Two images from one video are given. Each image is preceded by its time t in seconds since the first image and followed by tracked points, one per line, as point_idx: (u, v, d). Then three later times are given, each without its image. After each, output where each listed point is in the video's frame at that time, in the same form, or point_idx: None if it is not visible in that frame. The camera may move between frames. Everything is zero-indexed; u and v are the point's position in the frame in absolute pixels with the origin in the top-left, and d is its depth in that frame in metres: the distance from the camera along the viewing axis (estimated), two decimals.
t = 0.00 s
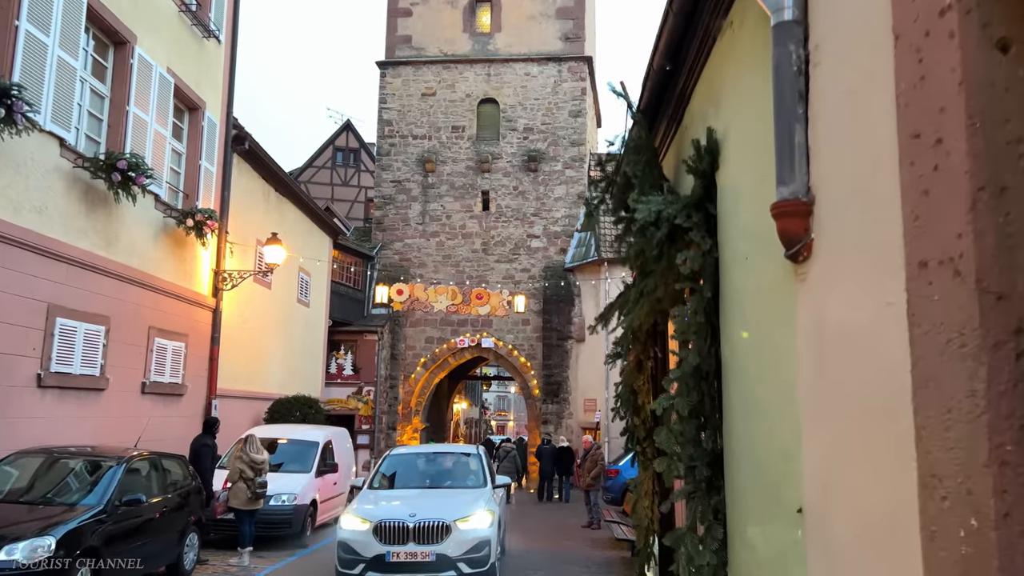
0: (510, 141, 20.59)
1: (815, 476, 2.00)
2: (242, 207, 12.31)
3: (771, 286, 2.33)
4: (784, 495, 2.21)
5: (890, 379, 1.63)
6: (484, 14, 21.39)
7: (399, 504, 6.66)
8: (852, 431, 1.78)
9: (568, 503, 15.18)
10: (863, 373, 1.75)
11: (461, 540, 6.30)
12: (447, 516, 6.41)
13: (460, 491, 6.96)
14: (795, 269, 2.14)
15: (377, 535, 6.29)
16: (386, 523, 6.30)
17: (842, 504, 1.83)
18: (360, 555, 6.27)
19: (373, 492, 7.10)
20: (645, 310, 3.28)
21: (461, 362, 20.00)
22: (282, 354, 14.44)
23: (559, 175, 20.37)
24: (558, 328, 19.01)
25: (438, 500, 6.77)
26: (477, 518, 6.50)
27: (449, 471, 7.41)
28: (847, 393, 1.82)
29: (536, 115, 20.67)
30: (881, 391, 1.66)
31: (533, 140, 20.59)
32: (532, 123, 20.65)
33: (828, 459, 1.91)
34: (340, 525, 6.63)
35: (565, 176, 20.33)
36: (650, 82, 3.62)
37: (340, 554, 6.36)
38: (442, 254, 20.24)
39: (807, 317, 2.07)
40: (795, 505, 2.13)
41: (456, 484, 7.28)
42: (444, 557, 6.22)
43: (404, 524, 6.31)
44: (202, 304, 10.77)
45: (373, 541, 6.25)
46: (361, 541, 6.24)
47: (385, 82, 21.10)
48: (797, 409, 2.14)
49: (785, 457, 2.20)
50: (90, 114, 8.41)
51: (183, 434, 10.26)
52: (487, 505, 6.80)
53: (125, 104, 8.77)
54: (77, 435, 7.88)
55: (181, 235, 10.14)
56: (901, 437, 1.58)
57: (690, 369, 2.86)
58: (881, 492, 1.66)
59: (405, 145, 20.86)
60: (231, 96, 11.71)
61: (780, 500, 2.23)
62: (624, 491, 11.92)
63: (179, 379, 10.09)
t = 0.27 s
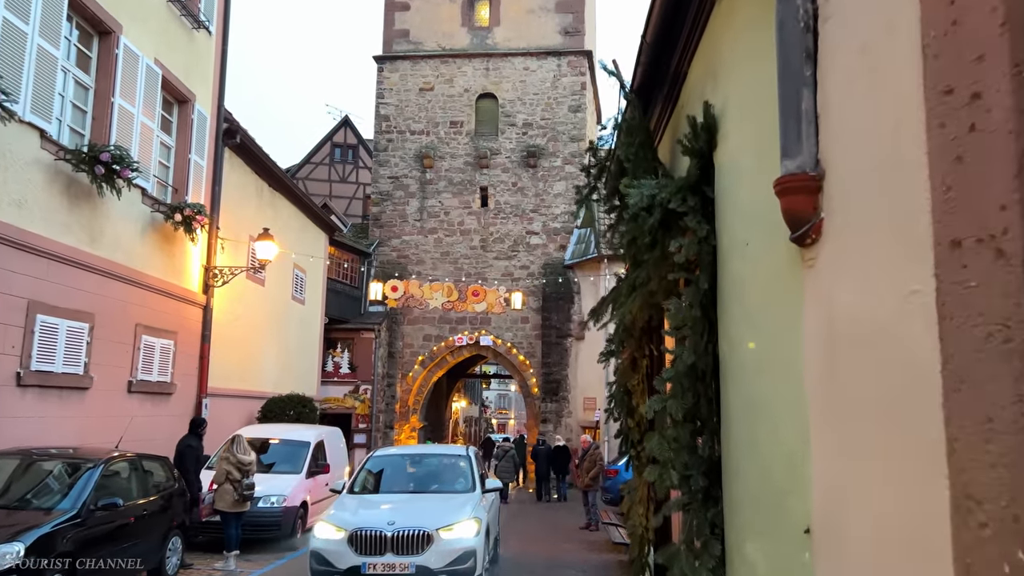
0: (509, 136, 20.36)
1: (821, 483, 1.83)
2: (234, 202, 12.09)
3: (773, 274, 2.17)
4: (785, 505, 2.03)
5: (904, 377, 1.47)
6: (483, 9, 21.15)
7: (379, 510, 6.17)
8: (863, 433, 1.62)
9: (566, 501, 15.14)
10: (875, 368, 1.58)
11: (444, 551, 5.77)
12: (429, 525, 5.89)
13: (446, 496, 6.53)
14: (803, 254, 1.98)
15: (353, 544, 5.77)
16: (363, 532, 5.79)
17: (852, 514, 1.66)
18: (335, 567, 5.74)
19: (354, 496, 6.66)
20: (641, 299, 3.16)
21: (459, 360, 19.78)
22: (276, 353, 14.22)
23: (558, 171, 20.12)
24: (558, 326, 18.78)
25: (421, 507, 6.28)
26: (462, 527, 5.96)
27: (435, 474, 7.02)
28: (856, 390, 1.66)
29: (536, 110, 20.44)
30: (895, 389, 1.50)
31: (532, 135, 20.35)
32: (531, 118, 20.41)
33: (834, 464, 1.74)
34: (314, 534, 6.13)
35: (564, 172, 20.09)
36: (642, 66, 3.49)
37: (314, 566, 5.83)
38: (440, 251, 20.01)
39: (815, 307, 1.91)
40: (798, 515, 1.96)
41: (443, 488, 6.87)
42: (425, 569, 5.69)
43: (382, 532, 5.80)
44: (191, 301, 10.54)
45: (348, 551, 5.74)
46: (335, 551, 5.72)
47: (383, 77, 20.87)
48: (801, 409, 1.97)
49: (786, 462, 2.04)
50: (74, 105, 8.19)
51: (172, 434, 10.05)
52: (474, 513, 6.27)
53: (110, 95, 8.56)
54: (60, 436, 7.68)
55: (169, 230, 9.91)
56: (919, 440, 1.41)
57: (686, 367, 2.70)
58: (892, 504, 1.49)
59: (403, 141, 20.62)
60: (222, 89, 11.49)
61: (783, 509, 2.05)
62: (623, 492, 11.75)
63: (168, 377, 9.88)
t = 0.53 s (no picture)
0: (509, 132, 20.14)
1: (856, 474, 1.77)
2: (230, 197, 11.90)
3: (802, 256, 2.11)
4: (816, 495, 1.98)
5: (954, 362, 1.37)
6: (483, 3, 20.92)
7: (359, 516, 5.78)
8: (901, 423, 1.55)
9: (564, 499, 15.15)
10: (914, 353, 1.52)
11: (428, 560, 5.42)
12: (412, 532, 5.54)
13: (435, 500, 6.12)
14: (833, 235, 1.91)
15: (330, 553, 5.42)
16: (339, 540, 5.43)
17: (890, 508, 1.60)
18: None
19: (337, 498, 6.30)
20: (644, 286, 3.05)
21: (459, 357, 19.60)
22: (273, 350, 14.04)
23: (559, 167, 19.90)
24: (559, 323, 18.58)
25: (407, 511, 5.90)
26: (449, 534, 5.61)
27: (427, 475, 6.61)
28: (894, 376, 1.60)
29: (536, 105, 20.22)
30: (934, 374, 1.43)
31: (533, 130, 20.13)
32: (531, 113, 20.19)
33: (870, 454, 1.68)
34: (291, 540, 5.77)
35: (565, 168, 19.87)
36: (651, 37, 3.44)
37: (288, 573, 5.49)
38: (440, 247, 19.81)
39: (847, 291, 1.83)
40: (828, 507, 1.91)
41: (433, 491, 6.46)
42: None
43: (359, 541, 5.43)
44: (185, 297, 10.35)
45: (325, 560, 5.39)
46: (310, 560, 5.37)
47: (382, 72, 20.65)
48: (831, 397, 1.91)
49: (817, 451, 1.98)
50: (61, 96, 7.99)
51: (165, 432, 9.86)
52: (464, 518, 5.90)
53: (99, 85, 8.36)
54: (47, 434, 7.48)
55: (161, 224, 9.69)
56: (961, 433, 1.33)
57: (693, 360, 2.60)
58: (932, 498, 1.43)
59: (402, 136, 20.39)
60: (216, 81, 11.28)
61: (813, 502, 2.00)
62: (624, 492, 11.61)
63: (160, 374, 9.69)
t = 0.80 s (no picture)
0: (510, 126, 19.91)
1: (898, 449, 1.72)
2: (226, 189, 11.69)
3: (844, 226, 2.05)
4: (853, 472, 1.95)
5: None
6: None
7: (341, 518, 5.22)
8: (955, 393, 1.51)
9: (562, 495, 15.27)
10: (974, 320, 1.46)
11: (415, 566, 4.83)
12: (398, 535, 4.95)
13: (426, 501, 5.58)
14: (877, 203, 1.85)
15: (306, 559, 4.82)
16: (317, 543, 4.84)
17: (939, 484, 1.55)
18: None
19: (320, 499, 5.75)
20: (662, 259, 2.93)
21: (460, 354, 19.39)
22: (271, 346, 13.84)
23: (561, 161, 19.67)
24: (561, 319, 18.37)
25: (394, 513, 5.31)
26: (439, 538, 5.03)
27: (418, 474, 6.07)
28: (948, 344, 1.55)
29: (538, 99, 19.97)
30: (1002, 342, 1.37)
31: (535, 124, 19.91)
32: (533, 107, 19.97)
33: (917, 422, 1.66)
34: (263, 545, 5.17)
35: (567, 162, 19.64)
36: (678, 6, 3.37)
37: None
38: (441, 242, 19.59)
39: (895, 261, 1.77)
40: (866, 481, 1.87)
41: (424, 490, 5.93)
42: None
43: (339, 544, 4.83)
44: (179, 290, 10.13)
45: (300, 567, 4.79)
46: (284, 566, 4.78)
47: (382, 65, 20.42)
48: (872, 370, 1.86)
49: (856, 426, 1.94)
50: (51, 82, 7.77)
51: (159, 429, 9.65)
52: (455, 520, 5.33)
53: (90, 72, 8.13)
54: (36, 430, 7.27)
55: (155, 216, 9.47)
56: None
57: (721, 339, 2.55)
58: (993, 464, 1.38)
59: (402, 131, 20.17)
60: (211, 71, 11.06)
61: (850, 477, 1.96)
62: (629, 490, 11.40)
63: (154, 369, 9.47)
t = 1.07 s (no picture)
0: (511, 121, 19.68)
1: (971, 437, 1.61)
2: (221, 184, 11.48)
3: (893, 200, 1.95)
4: (898, 464, 1.86)
5: None
6: None
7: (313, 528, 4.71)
8: None
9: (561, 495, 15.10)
10: None
11: None
12: (373, 548, 4.45)
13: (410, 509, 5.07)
14: (947, 171, 1.74)
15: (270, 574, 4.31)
16: (284, 556, 4.33)
17: None
18: None
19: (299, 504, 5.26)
20: (674, 244, 2.80)
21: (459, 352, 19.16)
22: (267, 344, 13.63)
23: (562, 156, 19.42)
24: (563, 317, 18.16)
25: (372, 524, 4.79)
26: (420, 552, 4.49)
27: (404, 479, 5.56)
28: None
29: (539, 94, 19.74)
30: None
31: (535, 119, 19.67)
32: (534, 102, 19.73)
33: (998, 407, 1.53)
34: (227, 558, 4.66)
35: (568, 158, 19.40)
36: None
37: None
38: (440, 239, 19.36)
39: (966, 234, 1.67)
40: (919, 478, 1.77)
41: (409, 497, 5.43)
42: None
43: (308, 558, 4.32)
44: (171, 286, 9.91)
45: None
46: None
47: (381, 60, 20.19)
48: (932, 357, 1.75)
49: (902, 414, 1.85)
50: (36, 71, 7.54)
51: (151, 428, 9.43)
52: (440, 531, 4.82)
53: (78, 61, 7.91)
54: (22, 429, 7.07)
55: (146, 210, 9.24)
56: None
57: (744, 331, 2.42)
58: None
59: (401, 126, 19.93)
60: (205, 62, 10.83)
61: (901, 471, 1.85)
62: (631, 490, 11.15)
63: (145, 367, 9.25)
